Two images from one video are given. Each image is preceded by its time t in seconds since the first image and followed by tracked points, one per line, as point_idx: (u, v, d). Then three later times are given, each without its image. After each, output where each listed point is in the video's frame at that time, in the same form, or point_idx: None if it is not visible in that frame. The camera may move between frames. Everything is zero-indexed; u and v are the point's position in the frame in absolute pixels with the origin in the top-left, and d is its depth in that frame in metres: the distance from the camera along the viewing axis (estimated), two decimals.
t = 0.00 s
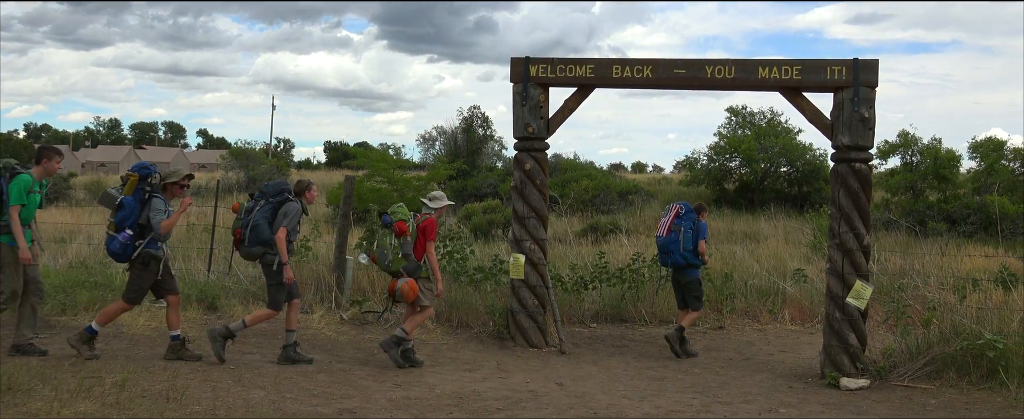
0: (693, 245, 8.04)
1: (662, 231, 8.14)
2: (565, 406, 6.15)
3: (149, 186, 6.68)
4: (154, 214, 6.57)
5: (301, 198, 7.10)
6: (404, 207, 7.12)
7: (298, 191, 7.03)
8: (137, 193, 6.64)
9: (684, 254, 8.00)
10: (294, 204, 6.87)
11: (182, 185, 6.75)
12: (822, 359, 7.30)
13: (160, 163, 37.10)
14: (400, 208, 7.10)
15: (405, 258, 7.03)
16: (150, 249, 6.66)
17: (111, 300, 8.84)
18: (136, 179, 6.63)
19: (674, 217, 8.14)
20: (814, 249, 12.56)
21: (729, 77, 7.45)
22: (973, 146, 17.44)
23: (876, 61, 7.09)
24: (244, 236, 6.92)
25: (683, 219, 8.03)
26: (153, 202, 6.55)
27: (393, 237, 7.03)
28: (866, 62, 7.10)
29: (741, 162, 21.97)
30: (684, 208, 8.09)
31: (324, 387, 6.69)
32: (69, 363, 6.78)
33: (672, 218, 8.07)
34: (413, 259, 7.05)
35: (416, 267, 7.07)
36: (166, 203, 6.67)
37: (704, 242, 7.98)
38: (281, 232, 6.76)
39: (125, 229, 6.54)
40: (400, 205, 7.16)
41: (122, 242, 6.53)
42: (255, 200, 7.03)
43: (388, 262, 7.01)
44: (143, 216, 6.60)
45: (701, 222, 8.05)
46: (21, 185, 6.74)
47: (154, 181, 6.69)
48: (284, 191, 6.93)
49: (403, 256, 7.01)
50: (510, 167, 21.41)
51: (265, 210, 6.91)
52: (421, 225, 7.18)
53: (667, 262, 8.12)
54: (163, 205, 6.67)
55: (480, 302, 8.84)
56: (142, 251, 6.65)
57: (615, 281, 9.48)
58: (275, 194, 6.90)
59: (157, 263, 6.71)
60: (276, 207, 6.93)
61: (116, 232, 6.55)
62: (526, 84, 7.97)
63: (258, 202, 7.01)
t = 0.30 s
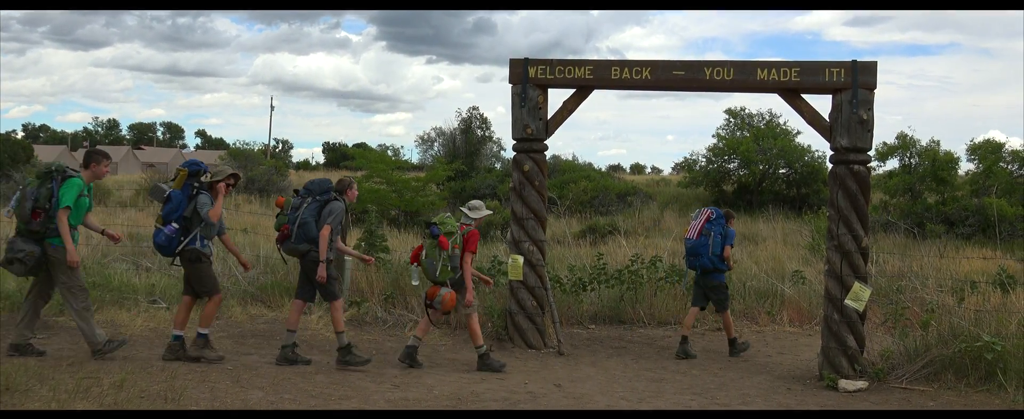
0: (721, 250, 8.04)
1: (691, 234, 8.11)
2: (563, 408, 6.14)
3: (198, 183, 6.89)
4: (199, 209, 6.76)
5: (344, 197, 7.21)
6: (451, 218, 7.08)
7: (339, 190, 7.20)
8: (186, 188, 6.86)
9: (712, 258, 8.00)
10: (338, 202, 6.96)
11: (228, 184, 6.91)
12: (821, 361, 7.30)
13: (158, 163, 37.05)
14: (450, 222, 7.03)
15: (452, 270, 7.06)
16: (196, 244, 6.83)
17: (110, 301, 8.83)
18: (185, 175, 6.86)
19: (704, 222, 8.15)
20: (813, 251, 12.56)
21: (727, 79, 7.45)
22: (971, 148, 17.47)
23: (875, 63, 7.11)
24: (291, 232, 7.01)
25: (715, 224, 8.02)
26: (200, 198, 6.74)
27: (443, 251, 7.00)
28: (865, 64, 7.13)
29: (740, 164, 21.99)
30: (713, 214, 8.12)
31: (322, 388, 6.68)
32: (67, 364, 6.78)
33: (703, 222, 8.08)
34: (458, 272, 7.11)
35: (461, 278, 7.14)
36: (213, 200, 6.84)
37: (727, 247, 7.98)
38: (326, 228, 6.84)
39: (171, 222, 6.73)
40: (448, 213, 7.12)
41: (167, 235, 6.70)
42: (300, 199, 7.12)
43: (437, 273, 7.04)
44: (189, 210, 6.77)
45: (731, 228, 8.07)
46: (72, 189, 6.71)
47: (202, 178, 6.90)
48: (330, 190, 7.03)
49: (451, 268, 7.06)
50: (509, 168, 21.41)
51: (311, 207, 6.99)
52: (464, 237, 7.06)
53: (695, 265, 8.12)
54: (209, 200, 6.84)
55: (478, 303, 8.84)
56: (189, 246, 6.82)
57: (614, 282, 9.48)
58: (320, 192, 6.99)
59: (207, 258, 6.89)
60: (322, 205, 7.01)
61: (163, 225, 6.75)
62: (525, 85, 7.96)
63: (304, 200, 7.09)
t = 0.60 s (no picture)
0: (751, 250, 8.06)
1: (721, 235, 8.14)
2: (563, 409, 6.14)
3: (245, 196, 6.75)
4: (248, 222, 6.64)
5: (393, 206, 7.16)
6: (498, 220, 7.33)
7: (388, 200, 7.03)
8: (234, 201, 6.75)
9: (743, 258, 8.01)
10: (390, 213, 6.93)
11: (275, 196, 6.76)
12: (821, 363, 7.31)
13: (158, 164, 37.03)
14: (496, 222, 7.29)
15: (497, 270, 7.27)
16: (247, 255, 6.73)
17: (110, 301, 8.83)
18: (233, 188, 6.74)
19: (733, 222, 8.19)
20: (813, 253, 12.57)
21: (728, 81, 7.45)
22: (971, 151, 17.48)
23: (875, 64, 7.12)
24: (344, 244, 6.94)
25: (744, 225, 8.07)
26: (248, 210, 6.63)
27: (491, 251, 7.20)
28: (865, 65, 7.13)
29: (740, 165, 21.99)
30: (741, 214, 8.17)
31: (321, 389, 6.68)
32: (67, 363, 6.78)
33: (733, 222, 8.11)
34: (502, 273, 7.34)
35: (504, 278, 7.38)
36: (260, 211, 6.71)
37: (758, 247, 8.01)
38: (385, 243, 6.86)
39: (222, 236, 6.66)
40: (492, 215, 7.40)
41: (220, 249, 6.65)
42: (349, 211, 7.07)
43: (484, 274, 7.17)
44: (238, 224, 6.67)
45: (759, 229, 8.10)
46: (130, 191, 6.67)
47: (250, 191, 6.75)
48: (380, 200, 6.98)
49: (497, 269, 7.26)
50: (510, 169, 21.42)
51: (363, 219, 6.94)
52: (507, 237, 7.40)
53: (724, 265, 8.13)
54: (257, 212, 6.72)
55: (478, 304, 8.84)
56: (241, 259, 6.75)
57: (613, 283, 9.49)
58: (370, 203, 6.94)
59: (259, 269, 6.80)
60: (373, 217, 6.96)
61: (215, 238, 6.70)
62: (526, 86, 7.96)
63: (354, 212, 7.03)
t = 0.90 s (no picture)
0: (776, 256, 8.11)
1: (744, 241, 8.13)
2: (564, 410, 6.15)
3: (295, 194, 6.80)
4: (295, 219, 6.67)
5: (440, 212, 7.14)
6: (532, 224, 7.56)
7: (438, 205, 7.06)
8: (283, 199, 6.80)
9: (767, 265, 8.06)
10: (439, 220, 7.00)
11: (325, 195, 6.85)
12: (822, 364, 7.30)
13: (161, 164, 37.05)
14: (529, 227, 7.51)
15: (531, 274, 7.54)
16: (290, 253, 6.72)
17: (112, 300, 8.83)
18: (282, 185, 6.79)
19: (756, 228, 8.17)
20: (815, 254, 12.56)
21: (730, 82, 7.44)
22: (974, 152, 17.46)
23: (878, 66, 7.13)
24: (394, 248, 6.95)
25: (768, 231, 8.06)
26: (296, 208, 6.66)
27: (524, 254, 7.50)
28: (868, 67, 7.14)
29: (742, 167, 22.00)
30: (765, 220, 8.13)
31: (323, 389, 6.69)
32: (69, 362, 6.79)
33: (756, 229, 8.09)
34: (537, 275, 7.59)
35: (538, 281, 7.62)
36: (306, 210, 6.75)
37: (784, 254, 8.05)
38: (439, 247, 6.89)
39: (268, 231, 6.70)
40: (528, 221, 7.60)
41: (264, 244, 6.68)
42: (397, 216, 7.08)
43: (517, 275, 7.52)
44: (283, 220, 6.71)
45: (782, 234, 8.13)
46: (182, 200, 6.75)
47: (300, 189, 6.81)
48: (429, 206, 7.01)
49: (530, 271, 7.53)
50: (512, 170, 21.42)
51: (413, 223, 6.93)
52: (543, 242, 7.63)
53: (749, 271, 8.17)
54: (303, 211, 6.75)
55: (479, 305, 8.83)
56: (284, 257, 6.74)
57: (615, 284, 9.48)
58: (422, 209, 6.93)
59: (300, 269, 6.78)
60: (423, 222, 6.99)
61: (261, 234, 6.74)
62: (528, 86, 7.95)
63: (402, 216, 7.00)
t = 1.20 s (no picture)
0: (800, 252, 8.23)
1: (770, 238, 8.27)
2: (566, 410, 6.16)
3: (348, 204, 6.80)
4: (352, 228, 6.66)
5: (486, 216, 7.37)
6: (564, 221, 7.49)
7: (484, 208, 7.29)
8: (336, 210, 6.79)
9: (791, 261, 8.21)
10: (487, 220, 7.16)
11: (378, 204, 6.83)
12: (824, 366, 7.34)
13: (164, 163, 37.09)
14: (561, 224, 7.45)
15: (563, 269, 7.44)
16: (349, 263, 6.72)
17: (115, 300, 8.86)
18: (336, 196, 6.78)
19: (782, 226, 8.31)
20: (817, 255, 12.55)
21: (733, 82, 7.44)
22: (978, 154, 17.42)
23: (881, 67, 7.13)
24: (444, 253, 7.08)
25: (791, 229, 8.19)
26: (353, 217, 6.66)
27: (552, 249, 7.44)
28: (871, 68, 7.14)
29: (745, 167, 22.00)
30: (790, 219, 8.28)
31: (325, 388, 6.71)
32: (72, 361, 6.81)
33: (781, 227, 8.24)
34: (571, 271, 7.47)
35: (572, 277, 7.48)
36: (363, 218, 6.74)
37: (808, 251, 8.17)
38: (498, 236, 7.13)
39: (325, 242, 6.71)
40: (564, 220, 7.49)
41: (322, 255, 6.69)
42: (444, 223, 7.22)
43: (547, 271, 7.47)
44: (341, 231, 6.71)
45: (807, 231, 8.23)
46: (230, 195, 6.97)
47: (354, 199, 6.80)
48: (474, 208, 7.17)
49: (562, 266, 7.44)
50: (514, 170, 21.43)
51: (461, 227, 7.09)
52: (577, 238, 7.49)
53: (774, 268, 8.33)
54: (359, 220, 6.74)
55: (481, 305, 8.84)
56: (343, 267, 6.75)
57: (618, 285, 9.48)
58: (466, 212, 7.11)
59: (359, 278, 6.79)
60: (470, 225, 7.15)
61: (318, 246, 6.75)
62: (530, 87, 7.95)
63: (450, 222, 7.16)
